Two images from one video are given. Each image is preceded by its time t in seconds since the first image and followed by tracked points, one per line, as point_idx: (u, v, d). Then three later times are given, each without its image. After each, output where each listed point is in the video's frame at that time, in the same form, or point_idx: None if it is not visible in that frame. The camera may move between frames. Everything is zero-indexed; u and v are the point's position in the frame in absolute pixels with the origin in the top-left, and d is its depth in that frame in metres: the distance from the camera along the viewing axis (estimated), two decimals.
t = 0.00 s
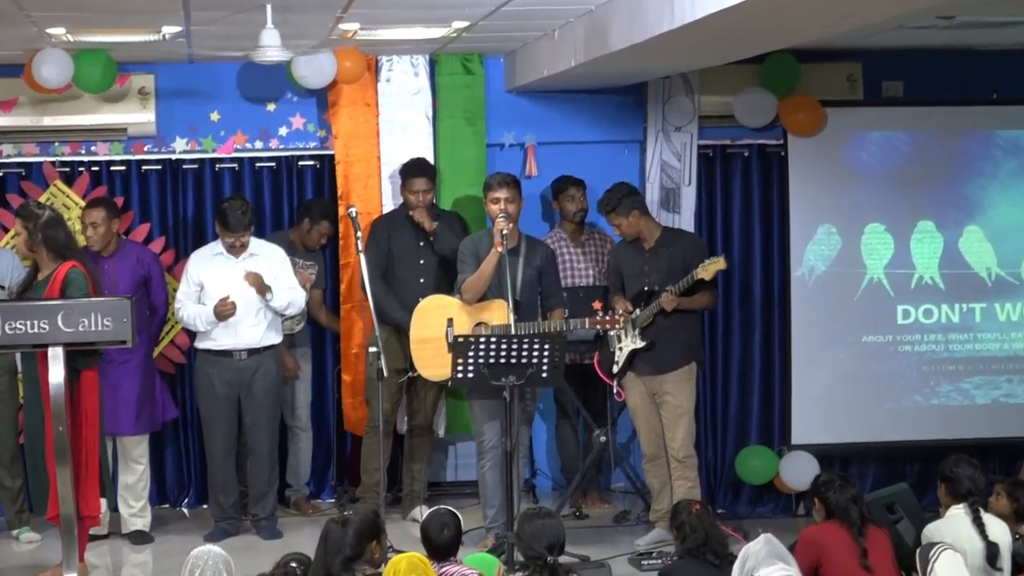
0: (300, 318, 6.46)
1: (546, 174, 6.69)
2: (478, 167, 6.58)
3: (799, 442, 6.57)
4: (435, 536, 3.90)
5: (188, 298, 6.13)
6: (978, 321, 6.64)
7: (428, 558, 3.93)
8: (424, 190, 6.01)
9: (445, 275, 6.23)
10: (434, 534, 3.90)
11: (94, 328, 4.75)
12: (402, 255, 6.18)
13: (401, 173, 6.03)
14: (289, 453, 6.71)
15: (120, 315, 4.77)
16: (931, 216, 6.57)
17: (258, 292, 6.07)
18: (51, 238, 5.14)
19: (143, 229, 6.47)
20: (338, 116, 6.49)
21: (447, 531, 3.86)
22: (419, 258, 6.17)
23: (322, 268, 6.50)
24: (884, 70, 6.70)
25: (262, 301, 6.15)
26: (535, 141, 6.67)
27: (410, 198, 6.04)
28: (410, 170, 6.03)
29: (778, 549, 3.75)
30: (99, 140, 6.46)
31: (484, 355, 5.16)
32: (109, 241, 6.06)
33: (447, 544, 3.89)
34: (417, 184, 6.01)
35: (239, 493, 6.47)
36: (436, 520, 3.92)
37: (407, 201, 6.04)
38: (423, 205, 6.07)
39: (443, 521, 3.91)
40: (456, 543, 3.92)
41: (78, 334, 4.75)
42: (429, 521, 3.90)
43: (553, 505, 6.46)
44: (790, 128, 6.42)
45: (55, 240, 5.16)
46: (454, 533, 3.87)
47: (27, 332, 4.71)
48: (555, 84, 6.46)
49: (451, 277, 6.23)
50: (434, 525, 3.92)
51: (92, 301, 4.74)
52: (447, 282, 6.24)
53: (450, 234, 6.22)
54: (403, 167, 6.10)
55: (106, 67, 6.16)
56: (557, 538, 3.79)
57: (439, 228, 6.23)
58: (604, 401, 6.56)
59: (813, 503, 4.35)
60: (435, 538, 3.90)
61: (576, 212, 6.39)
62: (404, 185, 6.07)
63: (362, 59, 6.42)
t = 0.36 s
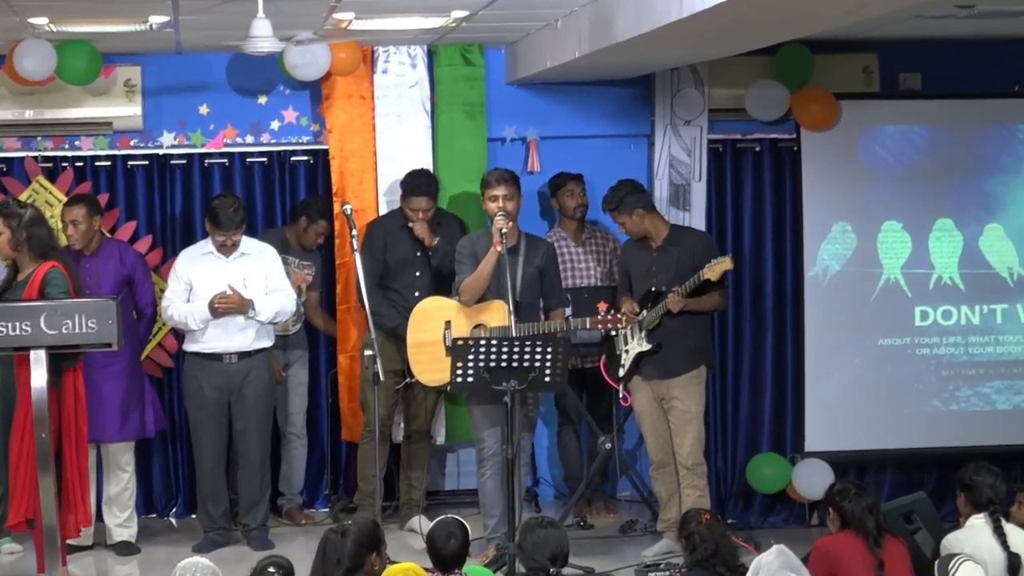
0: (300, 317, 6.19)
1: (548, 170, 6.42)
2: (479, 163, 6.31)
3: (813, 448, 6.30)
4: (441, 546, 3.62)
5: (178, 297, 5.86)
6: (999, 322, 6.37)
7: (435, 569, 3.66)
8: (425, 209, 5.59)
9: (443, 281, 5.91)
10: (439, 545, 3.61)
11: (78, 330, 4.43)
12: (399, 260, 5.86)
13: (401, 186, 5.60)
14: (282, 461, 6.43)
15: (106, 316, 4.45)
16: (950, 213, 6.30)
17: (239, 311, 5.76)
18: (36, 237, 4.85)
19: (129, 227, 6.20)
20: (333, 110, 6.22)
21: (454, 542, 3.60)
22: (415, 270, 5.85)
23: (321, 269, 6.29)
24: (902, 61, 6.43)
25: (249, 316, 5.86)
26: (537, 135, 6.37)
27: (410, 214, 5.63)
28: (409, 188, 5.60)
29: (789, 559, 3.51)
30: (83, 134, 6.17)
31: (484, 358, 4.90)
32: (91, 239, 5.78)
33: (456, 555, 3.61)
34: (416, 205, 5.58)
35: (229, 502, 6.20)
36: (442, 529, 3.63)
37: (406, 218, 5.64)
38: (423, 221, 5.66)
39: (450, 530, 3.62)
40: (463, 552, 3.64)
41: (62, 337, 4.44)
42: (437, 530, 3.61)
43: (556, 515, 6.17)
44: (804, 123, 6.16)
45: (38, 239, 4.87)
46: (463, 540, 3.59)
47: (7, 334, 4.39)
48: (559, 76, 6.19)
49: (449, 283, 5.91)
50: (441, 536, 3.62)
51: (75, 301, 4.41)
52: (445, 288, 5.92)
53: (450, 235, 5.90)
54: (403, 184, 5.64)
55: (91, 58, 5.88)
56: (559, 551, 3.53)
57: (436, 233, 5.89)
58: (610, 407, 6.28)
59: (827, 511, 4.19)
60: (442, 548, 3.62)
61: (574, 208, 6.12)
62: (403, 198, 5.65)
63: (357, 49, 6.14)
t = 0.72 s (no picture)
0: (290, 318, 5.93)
1: (550, 166, 6.16)
2: (477, 158, 6.03)
3: (827, 456, 6.04)
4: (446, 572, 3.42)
5: (165, 299, 5.61)
6: (1021, 324, 6.11)
7: None
8: (418, 206, 5.34)
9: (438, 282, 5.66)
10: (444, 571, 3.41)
11: (59, 333, 4.00)
12: (392, 261, 5.61)
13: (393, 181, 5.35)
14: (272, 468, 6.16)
15: (90, 318, 4.02)
16: (970, 210, 6.04)
17: (224, 321, 5.53)
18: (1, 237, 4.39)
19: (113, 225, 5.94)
20: (326, 103, 5.96)
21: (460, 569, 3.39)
22: (409, 271, 5.60)
23: (314, 268, 6.04)
24: (919, 52, 6.18)
25: (235, 322, 5.61)
26: (539, 130, 6.11)
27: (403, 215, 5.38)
28: (401, 181, 5.34)
29: None
30: (66, 128, 5.92)
31: (484, 363, 4.63)
32: (75, 237, 5.52)
33: None
34: (410, 203, 5.33)
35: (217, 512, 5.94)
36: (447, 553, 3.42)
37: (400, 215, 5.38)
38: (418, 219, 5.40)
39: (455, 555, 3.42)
40: None
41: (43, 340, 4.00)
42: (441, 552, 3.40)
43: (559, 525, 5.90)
44: (816, 116, 5.90)
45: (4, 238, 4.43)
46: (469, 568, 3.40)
47: None
48: (563, 68, 5.92)
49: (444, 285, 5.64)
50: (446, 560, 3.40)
51: (58, 302, 3.98)
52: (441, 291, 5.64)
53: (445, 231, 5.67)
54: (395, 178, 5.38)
55: (73, 50, 5.61)
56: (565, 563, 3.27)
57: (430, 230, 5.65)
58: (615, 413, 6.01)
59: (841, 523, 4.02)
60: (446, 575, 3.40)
61: (575, 205, 5.87)
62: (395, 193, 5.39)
63: (351, 40, 5.87)
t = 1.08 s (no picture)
0: (279, 319, 5.71)
1: (553, 160, 5.90)
2: (478, 153, 5.76)
3: (842, 464, 5.79)
4: None
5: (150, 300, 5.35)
6: None
7: None
8: (411, 188, 5.18)
9: (435, 280, 5.40)
10: None
11: (42, 335, 4.05)
12: (387, 254, 5.35)
13: (383, 166, 5.20)
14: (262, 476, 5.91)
15: (71, 319, 4.08)
16: (991, 206, 5.78)
17: (213, 323, 5.27)
18: None
19: (96, 222, 5.71)
20: (318, 95, 5.69)
21: None
22: (404, 265, 5.33)
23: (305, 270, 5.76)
24: (938, 42, 5.93)
25: (224, 324, 5.37)
26: (540, 123, 5.85)
27: (394, 198, 5.22)
28: (392, 163, 5.20)
29: None
30: (47, 121, 5.66)
31: (483, 366, 4.39)
32: (63, 237, 5.26)
33: None
34: (402, 183, 5.17)
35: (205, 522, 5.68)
36: (447, 560, 3.34)
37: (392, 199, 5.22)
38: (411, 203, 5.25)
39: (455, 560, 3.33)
40: None
41: (24, 341, 4.05)
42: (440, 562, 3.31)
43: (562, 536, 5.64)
44: (830, 109, 5.67)
45: None
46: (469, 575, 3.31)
47: None
48: (566, 58, 5.66)
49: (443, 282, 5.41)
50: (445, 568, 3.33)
51: (41, 303, 4.03)
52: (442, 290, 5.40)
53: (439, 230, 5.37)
54: (386, 163, 5.23)
55: (55, 42, 5.35)
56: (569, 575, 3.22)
57: (425, 228, 5.37)
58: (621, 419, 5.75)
59: (856, 532, 4.00)
60: None
61: (579, 200, 5.63)
62: (386, 178, 5.24)
63: (345, 29, 5.60)
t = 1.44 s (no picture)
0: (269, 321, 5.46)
1: (556, 155, 5.65)
2: (477, 147, 5.51)
3: (859, 472, 5.53)
4: None
5: (134, 301, 5.06)
6: None
7: None
8: (407, 172, 4.97)
9: (434, 279, 5.15)
10: None
11: (21, 337, 3.89)
12: (382, 248, 5.10)
13: (379, 153, 5.01)
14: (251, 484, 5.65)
15: (53, 321, 3.92)
16: (1013, 203, 5.54)
17: (201, 325, 5.04)
18: None
19: (78, 220, 5.45)
20: (310, 87, 5.43)
21: None
22: (401, 258, 5.08)
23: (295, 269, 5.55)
24: (959, 31, 5.68)
25: (212, 325, 5.11)
26: (543, 116, 5.60)
27: (388, 185, 4.99)
28: (388, 149, 5.00)
29: None
30: (27, 114, 5.42)
31: (484, 370, 4.14)
32: (55, 237, 5.04)
33: None
34: (397, 166, 4.96)
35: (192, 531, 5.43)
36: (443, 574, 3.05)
37: (386, 186, 4.99)
38: (406, 192, 5.00)
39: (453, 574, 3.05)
40: None
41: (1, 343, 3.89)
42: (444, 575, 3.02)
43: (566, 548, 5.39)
44: (847, 102, 5.42)
45: None
46: None
47: None
48: (570, 49, 5.41)
49: (442, 282, 5.15)
50: None
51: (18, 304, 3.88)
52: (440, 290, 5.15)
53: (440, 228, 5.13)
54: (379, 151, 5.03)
55: (36, 32, 5.08)
56: None
57: (423, 220, 5.12)
58: (628, 425, 5.49)
59: (873, 543, 3.77)
60: None
61: (585, 197, 5.39)
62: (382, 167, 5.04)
63: (339, 18, 5.34)
